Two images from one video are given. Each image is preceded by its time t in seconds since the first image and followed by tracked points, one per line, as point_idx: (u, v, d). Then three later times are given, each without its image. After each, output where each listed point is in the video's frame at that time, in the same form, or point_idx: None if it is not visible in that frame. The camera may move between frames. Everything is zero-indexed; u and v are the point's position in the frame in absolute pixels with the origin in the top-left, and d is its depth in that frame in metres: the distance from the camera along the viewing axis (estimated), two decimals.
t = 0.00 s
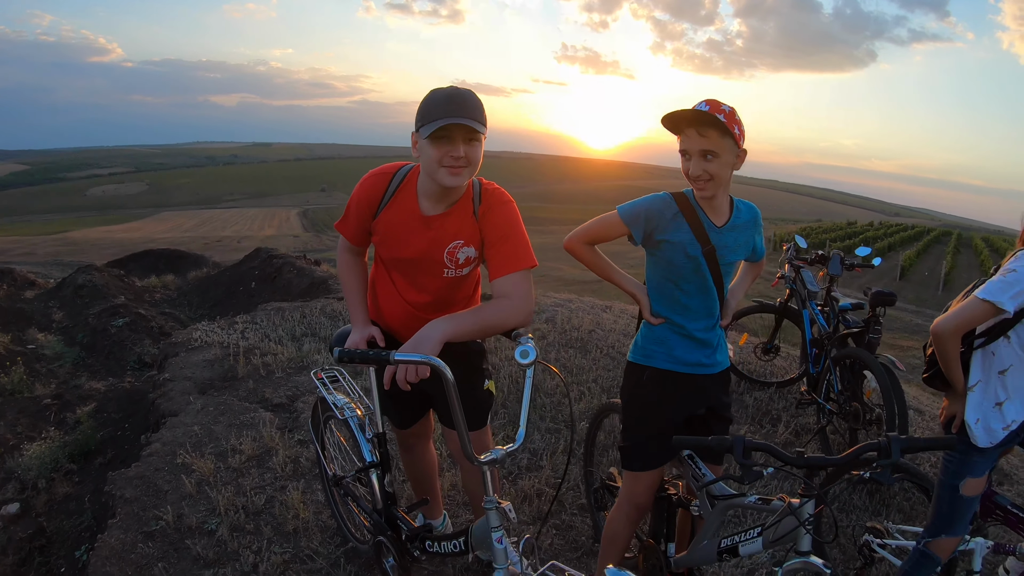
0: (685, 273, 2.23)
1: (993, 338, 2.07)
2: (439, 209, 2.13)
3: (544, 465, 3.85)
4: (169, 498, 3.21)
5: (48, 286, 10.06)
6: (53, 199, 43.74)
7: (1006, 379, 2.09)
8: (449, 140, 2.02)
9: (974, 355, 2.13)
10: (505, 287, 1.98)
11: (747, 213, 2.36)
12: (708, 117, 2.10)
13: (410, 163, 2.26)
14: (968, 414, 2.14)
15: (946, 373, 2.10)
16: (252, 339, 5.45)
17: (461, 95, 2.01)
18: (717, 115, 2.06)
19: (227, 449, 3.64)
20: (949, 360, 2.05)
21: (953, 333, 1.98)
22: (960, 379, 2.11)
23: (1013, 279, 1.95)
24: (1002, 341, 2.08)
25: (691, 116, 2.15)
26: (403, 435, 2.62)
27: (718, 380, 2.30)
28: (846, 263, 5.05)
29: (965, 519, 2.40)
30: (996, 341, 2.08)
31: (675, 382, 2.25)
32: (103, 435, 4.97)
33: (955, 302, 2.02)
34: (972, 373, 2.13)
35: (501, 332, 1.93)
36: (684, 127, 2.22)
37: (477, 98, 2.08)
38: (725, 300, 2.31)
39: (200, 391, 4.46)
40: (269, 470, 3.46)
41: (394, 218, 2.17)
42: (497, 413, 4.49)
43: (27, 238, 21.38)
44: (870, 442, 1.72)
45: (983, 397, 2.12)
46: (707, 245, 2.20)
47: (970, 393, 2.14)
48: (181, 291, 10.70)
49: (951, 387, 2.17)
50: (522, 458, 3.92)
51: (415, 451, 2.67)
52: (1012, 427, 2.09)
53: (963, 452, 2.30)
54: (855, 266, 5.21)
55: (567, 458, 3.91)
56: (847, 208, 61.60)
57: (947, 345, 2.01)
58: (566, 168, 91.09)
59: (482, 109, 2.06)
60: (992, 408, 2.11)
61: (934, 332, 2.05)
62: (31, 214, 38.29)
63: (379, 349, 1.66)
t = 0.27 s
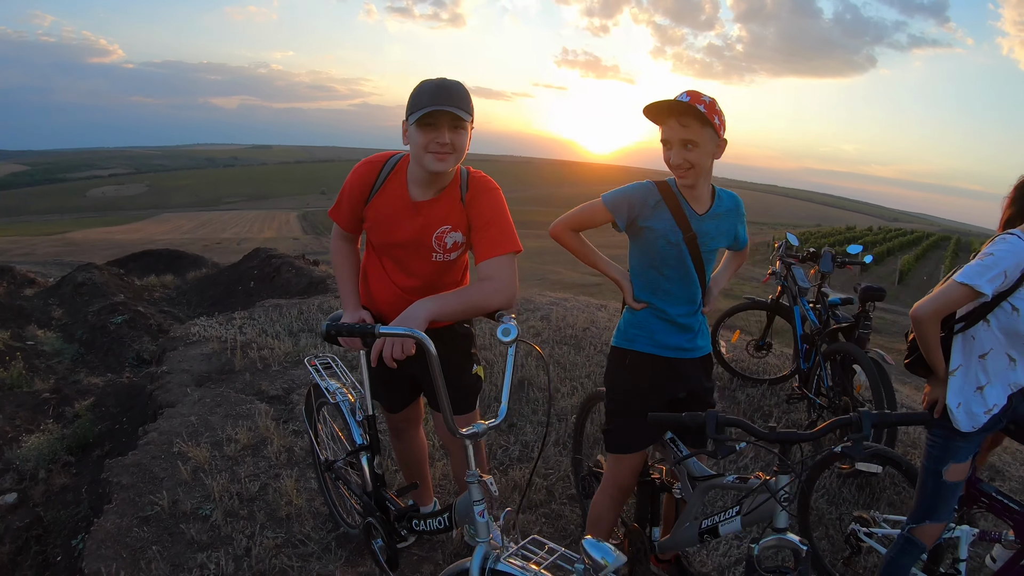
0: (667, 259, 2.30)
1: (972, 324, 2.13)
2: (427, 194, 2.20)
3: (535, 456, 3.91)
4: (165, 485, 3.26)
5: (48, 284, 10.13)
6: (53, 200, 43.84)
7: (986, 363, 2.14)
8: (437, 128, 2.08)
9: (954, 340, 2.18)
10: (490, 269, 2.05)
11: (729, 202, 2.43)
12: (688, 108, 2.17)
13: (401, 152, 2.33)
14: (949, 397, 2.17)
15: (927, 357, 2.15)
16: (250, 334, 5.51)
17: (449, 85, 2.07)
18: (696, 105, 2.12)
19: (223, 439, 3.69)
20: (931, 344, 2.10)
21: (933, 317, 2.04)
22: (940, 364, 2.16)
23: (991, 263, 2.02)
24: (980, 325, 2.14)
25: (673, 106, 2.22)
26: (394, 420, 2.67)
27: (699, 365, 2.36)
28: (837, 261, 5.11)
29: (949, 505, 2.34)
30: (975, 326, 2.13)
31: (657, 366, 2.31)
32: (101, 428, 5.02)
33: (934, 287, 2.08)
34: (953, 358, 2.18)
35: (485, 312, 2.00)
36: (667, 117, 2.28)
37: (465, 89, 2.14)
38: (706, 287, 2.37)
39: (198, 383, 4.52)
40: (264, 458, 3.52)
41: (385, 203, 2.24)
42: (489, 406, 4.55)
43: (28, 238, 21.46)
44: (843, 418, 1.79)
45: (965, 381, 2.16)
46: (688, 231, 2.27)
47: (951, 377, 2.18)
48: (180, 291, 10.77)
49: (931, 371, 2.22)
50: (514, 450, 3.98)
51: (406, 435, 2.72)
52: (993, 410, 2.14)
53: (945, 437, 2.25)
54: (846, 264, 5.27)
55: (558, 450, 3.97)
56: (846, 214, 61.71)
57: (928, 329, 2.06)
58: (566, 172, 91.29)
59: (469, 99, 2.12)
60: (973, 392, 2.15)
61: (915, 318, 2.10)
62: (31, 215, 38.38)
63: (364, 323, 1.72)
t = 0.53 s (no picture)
0: (662, 245, 2.32)
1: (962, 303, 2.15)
2: (425, 178, 2.24)
3: (535, 447, 3.93)
4: (169, 472, 3.30)
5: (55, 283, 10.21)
6: (60, 203, 44.13)
7: (977, 345, 2.16)
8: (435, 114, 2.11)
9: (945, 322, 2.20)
10: (485, 253, 2.08)
11: (725, 190, 2.45)
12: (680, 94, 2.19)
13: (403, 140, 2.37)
14: (941, 380, 2.18)
15: (919, 339, 2.16)
16: (254, 329, 5.54)
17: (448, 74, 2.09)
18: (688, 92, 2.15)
19: (226, 428, 3.72)
20: (922, 326, 2.12)
21: (923, 298, 2.06)
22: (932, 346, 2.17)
23: (979, 244, 2.05)
24: (970, 307, 2.15)
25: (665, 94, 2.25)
26: (394, 405, 2.70)
27: (695, 348, 2.39)
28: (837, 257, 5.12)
29: (943, 489, 2.32)
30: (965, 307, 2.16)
31: (653, 349, 2.34)
32: (105, 422, 5.06)
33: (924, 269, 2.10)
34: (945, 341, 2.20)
35: (479, 294, 2.03)
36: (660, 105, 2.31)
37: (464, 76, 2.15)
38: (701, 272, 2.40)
39: (202, 375, 4.56)
40: (266, 447, 3.55)
41: (385, 189, 2.28)
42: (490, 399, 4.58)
43: (35, 240, 21.62)
44: (829, 391, 1.83)
45: (956, 363, 2.17)
46: (683, 217, 2.29)
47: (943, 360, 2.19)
48: (185, 291, 10.83)
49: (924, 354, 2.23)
50: (514, 441, 4.00)
51: (406, 422, 2.75)
52: (986, 391, 2.14)
53: (938, 421, 2.25)
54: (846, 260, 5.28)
55: (558, 442, 3.98)
56: (851, 218, 61.54)
57: (918, 310, 2.08)
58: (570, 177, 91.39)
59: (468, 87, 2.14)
60: (965, 374, 2.16)
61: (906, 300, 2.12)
62: (38, 217, 38.64)
63: (359, 298, 1.76)
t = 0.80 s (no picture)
0: (665, 226, 2.33)
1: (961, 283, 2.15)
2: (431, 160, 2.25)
3: (538, 437, 3.93)
4: (174, 456, 3.32)
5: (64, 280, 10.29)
6: (70, 204, 44.48)
7: (975, 324, 2.16)
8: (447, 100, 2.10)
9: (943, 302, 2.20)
10: (486, 230, 2.10)
11: (727, 171, 2.46)
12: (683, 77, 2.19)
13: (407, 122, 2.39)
14: (940, 359, 2.18)
15: (917, 317, 2.16)
16: (260, 321, 5.57)
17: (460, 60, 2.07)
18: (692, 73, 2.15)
19: (231, 415, 3.74)
20: (920, 305, 2.12)
21: (920, 275, 2.06)
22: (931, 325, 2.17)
23: (974, 221, 2.06)
24: (968, 286, 2.16)
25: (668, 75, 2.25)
26: (397, 387, 2.71)
27: (696, 329, 2.39)
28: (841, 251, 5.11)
29: (945, 472, 2.30)
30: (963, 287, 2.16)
31: (655, 329, 2.34)
32: (112, 413, 5.09)
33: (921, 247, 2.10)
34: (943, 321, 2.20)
35: (480, 270, 2.04)
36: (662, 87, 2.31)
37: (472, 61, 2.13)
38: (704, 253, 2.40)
39: (208, 364, 4.59)
40: (270, 433, 3.56)
41: (389, 169, 2.30)
42: (494, 390, 4.58)
43: (45, 240, 21.79)
44: (825, 359, 1.83)
45: (955, 343, 2.17)
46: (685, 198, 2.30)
47: (942, 339, 2.19)
48: (192, 288, 10.89)
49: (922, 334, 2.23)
50: (517, 431, 4.00)
51: (408, 404, 2.75)
52: (985, 370, 2.14)
53: (938, 403, 2.24)
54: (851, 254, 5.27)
55: (562, 431, 3.98)
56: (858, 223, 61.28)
57: (916, 288, 2.08)
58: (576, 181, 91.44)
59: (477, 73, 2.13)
60: (964, 353, 2.16)
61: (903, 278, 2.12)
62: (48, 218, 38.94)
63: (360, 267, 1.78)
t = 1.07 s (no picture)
0: (669, 210, 2.33)
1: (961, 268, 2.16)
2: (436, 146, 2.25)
3: (543, 426, 3.94)
4: (182, 439, 3.35)
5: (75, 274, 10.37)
6: (81, 202, 44.85)
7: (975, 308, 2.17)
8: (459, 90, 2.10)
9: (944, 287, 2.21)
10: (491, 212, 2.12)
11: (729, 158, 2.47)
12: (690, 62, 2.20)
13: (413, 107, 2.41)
14: (941, 344, 2.19)
15: (918, 302, 2.17)
16: (268, 312, 5.61)
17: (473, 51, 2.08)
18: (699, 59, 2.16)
19: (240, 401, 3.77)
20: (920, 289, 2.13)
21: (921, 258, 2.07)
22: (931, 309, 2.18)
23: (973, 206, 2.06)
24: (968, 270, 2.16)
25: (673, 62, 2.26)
26: (403, 370, 2.74)
27: (702, 312, 2.40)
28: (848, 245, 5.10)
29: (948, 457, 2.30)
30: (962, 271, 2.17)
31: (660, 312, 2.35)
32: (121, 401, 5.13)
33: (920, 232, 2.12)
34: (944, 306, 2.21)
35: (486, 251, 2.06)
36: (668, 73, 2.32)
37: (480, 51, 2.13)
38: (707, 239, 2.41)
39: (216, 353, 4.63)
40: (277, 419, 3.59)
41: (396, 154, 2.32)
42: (500, 381, 4.60)
43: (56, 236, 21.98)
44: (829, 336, 1.84)
45: (956, 327, 2.18)
46: (689, 182, 2.30)
47: (943, 325, 2.20)
48: (202, 283, 10.96)
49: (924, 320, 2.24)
50: (523, 420, 4.02)
51: (414, 387, 2.78)
52: (987, 354, 2.14)
53: (940, 387, 2.24)
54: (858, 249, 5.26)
55: (567, 421, 3.99)
56: (867, 226, 60.90)
57: (916, 272, 2.08)
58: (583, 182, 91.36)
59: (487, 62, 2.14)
60: (965, 337, 2.17)
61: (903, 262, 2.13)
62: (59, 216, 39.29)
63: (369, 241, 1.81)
